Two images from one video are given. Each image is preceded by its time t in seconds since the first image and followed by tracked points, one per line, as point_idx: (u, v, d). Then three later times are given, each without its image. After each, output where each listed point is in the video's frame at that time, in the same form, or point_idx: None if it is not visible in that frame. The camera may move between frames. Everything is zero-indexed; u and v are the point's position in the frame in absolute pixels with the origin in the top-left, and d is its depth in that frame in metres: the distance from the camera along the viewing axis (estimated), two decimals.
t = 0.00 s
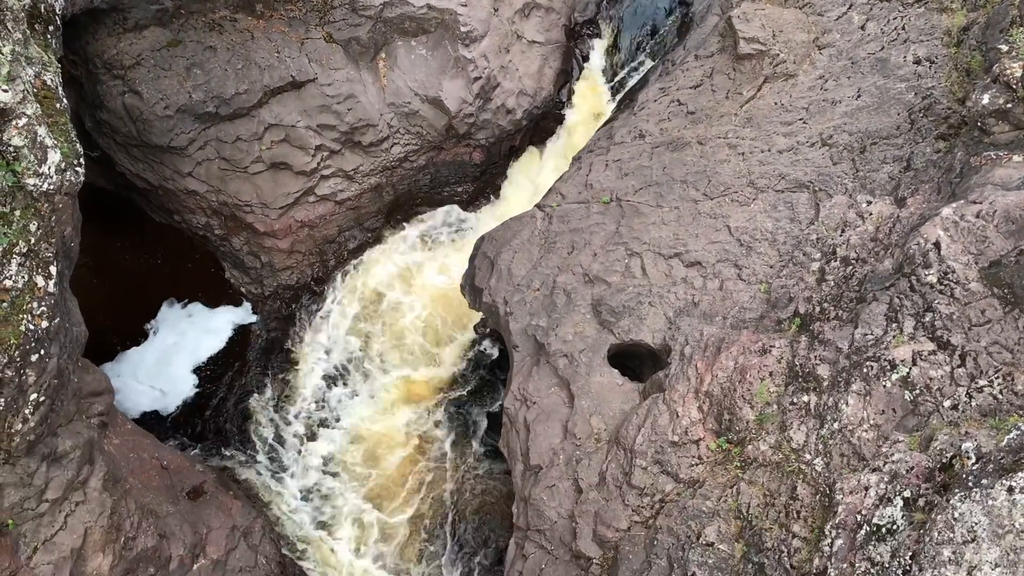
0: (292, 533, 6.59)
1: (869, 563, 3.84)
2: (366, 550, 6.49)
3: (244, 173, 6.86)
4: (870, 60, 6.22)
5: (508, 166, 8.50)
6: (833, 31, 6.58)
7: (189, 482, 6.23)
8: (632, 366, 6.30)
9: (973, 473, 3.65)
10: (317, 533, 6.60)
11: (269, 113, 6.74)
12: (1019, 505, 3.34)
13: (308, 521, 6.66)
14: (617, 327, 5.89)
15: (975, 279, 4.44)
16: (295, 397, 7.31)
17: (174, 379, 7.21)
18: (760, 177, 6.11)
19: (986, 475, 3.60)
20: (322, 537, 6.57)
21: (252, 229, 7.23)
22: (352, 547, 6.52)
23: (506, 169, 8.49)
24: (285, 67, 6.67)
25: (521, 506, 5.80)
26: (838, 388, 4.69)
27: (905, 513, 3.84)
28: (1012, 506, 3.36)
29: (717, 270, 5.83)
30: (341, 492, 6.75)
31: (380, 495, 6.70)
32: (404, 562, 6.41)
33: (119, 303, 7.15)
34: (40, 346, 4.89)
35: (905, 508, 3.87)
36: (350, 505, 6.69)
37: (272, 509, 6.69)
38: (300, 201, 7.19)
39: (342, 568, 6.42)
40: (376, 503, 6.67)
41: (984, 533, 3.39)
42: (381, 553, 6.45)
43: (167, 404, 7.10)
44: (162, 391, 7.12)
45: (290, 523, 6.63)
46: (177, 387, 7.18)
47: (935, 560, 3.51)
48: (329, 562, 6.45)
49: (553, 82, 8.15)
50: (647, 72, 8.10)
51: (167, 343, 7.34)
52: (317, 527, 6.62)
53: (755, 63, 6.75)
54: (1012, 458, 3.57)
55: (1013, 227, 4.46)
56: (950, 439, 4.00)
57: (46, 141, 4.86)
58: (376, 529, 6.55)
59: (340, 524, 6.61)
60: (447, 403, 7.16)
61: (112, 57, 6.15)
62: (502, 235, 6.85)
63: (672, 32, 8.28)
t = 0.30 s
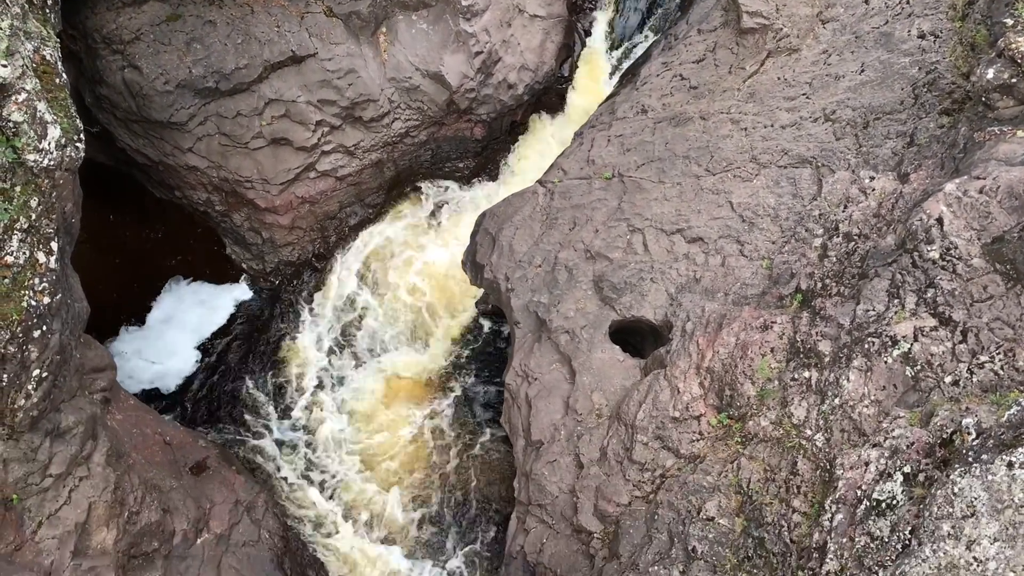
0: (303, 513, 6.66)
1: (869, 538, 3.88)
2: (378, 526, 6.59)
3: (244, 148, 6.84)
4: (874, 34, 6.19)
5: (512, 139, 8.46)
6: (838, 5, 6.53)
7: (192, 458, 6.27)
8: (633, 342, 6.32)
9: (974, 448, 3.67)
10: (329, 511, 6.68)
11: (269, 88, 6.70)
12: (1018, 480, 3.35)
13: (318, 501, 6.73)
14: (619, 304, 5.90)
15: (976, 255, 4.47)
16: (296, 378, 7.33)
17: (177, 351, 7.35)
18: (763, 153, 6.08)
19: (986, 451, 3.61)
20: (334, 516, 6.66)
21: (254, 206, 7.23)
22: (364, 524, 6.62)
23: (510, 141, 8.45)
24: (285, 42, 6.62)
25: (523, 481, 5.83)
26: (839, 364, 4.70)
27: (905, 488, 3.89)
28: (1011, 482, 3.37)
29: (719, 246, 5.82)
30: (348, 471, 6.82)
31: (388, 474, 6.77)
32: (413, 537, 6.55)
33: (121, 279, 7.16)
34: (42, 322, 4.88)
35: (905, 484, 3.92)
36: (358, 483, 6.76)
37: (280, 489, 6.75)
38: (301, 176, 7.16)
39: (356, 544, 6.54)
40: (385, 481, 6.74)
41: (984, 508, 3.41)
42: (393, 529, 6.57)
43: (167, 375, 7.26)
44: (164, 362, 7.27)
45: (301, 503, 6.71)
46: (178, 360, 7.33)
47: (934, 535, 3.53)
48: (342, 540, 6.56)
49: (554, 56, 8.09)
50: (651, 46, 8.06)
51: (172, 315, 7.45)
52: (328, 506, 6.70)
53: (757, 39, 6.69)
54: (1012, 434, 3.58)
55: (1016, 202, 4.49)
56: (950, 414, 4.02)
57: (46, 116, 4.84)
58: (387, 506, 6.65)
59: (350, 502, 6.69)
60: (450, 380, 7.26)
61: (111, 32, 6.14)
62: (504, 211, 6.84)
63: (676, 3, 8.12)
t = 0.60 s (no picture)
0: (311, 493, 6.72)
1: (869, 515, 3.87)
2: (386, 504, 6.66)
3: (245, 127, 6.83)
4: (878, 11, 6.21)
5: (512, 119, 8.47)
6: None
7: (194, 436, 6.31)
8: (635, 320, 6.32)
9: (974, 426, 3.68)
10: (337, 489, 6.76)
11: (269, 66, 6.68)
12: (1018, 458, 3.38)
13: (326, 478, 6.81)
14: (620, 282, 5.90)
15: (979, 234, 4.47)
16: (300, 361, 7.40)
17: (176, 331, 7.30)
18: (765, 131, 6.07)
19: (986, 429, 3.62)
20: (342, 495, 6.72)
21: (254, 184, 7.21)
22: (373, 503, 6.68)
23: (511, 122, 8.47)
24: (285, 19, 6.59)
25: (524, 458, 5.87)
26: (840, 342, 4.72)
27: (905, 466, 3.89)
28: (1011, 459, 3.40)
29: (720, 225, 5.81)
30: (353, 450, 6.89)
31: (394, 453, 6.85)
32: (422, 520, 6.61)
33: (122, 257, 7.09)
34: (43, 301, 4.88)
35: (905, 461, 3.92)
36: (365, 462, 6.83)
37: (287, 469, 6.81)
38: (302, 154, 7.15)
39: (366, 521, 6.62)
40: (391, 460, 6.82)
41: (983, 486, 3.43)
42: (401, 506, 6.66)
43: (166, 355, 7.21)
44: (163, 342, 7.21)
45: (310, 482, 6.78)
46: (178, 340, 7.28)
47: (933, 512, 3.53)
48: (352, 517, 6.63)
49: (556, 33, 8.07)
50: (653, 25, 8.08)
51: (172, 294, 7.39)
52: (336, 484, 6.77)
53: (761, 16, 6.77)
54: (1011, 412, 3.61)
55: (1019, 179, 4.47)
56: (950, 393, 4.04)
57: (46, 94, 4.82)
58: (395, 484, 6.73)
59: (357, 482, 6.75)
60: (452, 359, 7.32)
61: (110, 9, 6.12)
62: (505, 189, 6.83)
63: None
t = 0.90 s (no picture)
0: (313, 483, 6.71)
1: (868, 495, 3.87)
2: (390, 495, 6.65)
3: (245, 107, 6.86)
4: None
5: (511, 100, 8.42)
6: None
7: (196, 417, 6.34)
8: (637, 301, 6.32)
9: (974, 406, 3.68)
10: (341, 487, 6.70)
11: (269, 46, 6.68)
12: (1018, 438, 3.37)
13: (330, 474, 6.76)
14: (621, 263, 5.89)
15: (980, 214, 4.49)
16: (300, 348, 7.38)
17: (176, 313, 7.36)
18: (767, 111, 6.07)
19: (986, 409, 3.62)
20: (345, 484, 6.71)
21: (255, 164, 7.26)
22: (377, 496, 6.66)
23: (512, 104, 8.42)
24: None
25: (525, 439, 5.90)
26: (840, 323, 4.73)
27: (904, 446, 3.89)
28: (1010, 439, 3.39)
29: (722, 205, 5.80)
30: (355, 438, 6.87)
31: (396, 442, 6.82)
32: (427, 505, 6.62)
33: (122, 237, 7.19)
34: (44, 281, 4.89)
35: (905, 441, 3.91)
36: (367, 451, 6.81)
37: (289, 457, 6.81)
38: (302, 134, 7.17)
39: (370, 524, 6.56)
40: (393, 448, 6.80)
41: (982, 466, 3.42)
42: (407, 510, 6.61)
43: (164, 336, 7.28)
44: (162, 322, 7.28)
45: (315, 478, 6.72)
46: (177, 321, 7.34)
47: (933, 491, 3.54)
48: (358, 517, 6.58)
49: (556, 14, 8.06)
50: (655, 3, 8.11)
51: (175, 277, 7.48)
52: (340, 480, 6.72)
53: None
54: (1012, 392, 3.59)
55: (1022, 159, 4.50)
56: (951, 372, 4.05)
57: (45, 74, 4.79)
58: (397, 474, 6.70)
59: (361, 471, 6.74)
60: (453, 342, 7.33)
61: None
62: (507, 169, 6.82)
63: None
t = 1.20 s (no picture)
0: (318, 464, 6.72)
1: (868, 473, 3.90)
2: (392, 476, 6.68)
3: (244, 85, 6.88)
4: None
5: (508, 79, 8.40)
6: None
7: (198, 396, 6.37)
8: (638, 281, 6.33)
9: (974, 385, 3.69)
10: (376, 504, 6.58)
11: (268, 24, 6.68)
12: (1018, 416, 3.38)
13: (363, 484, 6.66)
14: (622, 242, 5.89)
15: (982, 193, 4.50)
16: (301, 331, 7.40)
17: (176, 294, 7.38)
18: (769, 89, 6.07)
19: (985, 387, 3.63)
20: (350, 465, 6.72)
21: (255, 144, 7.31)
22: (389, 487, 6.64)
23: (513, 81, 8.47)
24: None
25: (526, 417, 5.93)
26: (841, 302, 4.73)
27: (904, 425, 3.90)
28: (1010, 418, 3.40)
29: (723, 183, 5.79)
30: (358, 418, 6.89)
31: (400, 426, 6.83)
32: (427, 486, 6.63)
33: (122, 215, 7.20)
34: (45, 261, 4.88)
35: (905, 420, 3.93)
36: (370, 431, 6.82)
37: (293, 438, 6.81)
38: (302, 113, 7.20)
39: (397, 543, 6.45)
40: (394, 428, 6.81)
41: (981, 445, 3.43)
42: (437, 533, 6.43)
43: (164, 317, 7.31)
44: (162, 303, 7.31)
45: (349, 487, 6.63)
46: (177, 302, 7.37)
47: (933, 470, 3.55)
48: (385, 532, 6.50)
49: None
50: None
51: (174, 257, 7.48)
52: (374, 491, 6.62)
53: None
54: (1012, 370, 3.59)
55: None
56: (951, 351, 4.06)
57: (44, 53, 4.75)
58: (401, 455, 6.71)
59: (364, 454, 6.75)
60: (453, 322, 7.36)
61: None
62: (507, 148, 6.81)
63: None
